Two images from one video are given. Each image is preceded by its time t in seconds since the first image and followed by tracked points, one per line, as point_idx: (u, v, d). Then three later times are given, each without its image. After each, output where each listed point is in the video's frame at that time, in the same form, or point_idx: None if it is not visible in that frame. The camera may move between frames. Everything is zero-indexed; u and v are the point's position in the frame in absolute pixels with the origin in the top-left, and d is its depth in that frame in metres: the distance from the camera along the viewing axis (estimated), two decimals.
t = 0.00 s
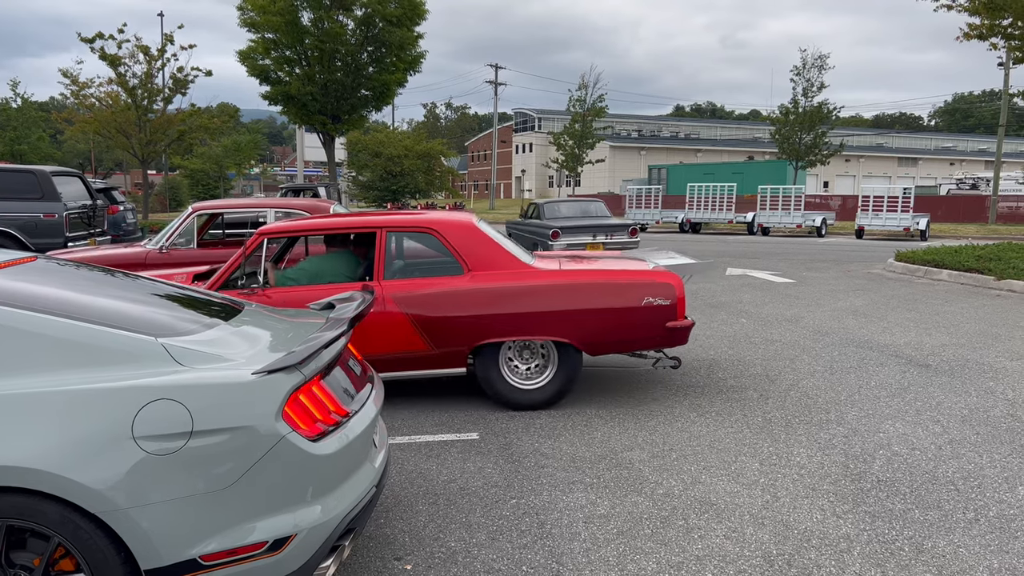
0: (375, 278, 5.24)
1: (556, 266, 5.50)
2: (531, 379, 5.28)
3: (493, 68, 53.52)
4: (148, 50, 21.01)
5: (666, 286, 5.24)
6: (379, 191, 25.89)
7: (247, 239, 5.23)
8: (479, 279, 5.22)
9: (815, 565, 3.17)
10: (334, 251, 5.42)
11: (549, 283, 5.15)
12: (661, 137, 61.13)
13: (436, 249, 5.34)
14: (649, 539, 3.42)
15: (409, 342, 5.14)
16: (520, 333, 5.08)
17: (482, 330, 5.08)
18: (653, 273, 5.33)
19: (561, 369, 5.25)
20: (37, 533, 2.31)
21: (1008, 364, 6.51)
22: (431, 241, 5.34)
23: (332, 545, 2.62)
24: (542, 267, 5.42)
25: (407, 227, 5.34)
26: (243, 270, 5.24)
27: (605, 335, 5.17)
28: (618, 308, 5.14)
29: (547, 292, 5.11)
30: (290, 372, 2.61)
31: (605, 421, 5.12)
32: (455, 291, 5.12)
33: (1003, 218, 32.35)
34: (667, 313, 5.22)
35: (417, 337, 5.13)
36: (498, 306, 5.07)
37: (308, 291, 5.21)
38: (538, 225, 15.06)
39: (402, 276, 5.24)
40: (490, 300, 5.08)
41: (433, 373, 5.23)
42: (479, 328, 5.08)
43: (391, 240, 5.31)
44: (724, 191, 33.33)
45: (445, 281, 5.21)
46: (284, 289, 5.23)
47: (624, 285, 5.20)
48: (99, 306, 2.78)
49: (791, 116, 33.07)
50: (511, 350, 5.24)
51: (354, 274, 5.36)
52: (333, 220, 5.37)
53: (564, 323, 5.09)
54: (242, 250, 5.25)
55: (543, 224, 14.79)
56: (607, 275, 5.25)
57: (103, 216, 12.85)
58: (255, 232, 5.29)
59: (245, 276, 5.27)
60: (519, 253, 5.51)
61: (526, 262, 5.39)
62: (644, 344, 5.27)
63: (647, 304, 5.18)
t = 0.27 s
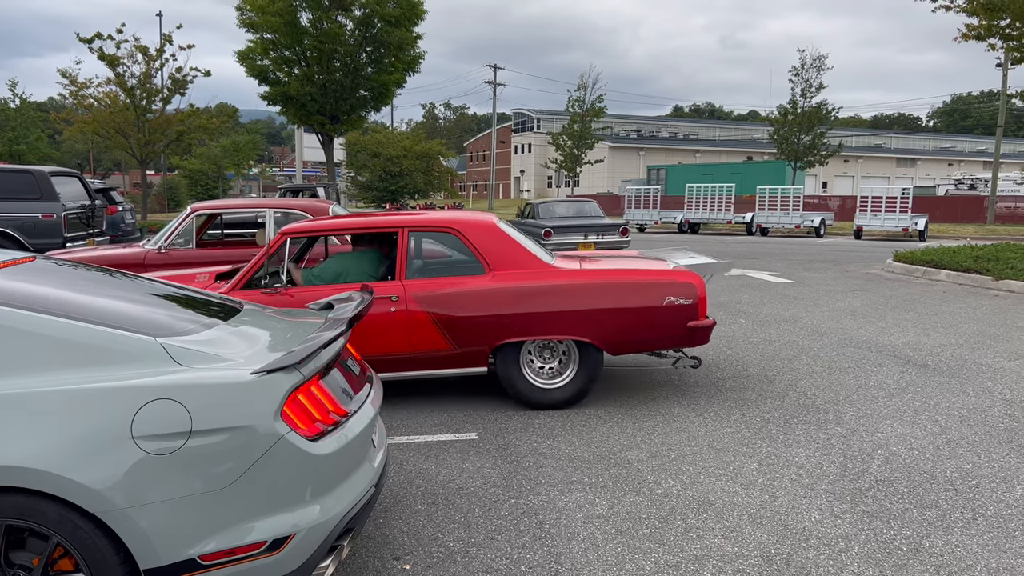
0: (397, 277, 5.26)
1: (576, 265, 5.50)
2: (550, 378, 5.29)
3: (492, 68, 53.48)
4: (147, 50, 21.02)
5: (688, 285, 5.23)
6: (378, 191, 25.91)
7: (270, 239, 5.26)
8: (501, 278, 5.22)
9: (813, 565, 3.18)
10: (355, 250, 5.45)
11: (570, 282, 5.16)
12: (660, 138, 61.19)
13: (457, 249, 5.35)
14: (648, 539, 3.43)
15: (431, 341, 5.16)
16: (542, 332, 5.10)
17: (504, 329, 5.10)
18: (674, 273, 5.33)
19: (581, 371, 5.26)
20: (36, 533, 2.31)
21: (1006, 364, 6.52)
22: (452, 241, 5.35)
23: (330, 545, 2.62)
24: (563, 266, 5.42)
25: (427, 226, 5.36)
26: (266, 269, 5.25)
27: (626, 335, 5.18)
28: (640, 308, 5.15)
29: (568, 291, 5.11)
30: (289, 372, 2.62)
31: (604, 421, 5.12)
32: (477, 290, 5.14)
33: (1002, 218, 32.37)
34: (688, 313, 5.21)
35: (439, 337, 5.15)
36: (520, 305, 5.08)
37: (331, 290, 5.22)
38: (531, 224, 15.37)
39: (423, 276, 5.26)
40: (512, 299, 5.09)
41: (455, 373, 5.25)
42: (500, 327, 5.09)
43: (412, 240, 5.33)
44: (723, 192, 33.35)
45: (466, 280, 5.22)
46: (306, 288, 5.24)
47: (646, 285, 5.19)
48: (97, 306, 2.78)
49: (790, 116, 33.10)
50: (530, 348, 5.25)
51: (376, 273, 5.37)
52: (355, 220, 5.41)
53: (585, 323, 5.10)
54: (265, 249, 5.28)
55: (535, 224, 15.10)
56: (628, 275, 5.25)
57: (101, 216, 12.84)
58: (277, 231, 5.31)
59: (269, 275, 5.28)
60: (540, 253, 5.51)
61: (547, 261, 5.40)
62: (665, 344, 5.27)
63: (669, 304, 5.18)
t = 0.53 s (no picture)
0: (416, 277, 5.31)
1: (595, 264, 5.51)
2: (567, 378, 5.32)
3: (489, 68, 53.44)
4: (144, 50, 20.99)
5: (708, 285, 5.23)
6: (375, 191, 25.92)
7: (291, 238, 5.28)
8: (520, 277, 5.26)
9: (808, 564, 3.19)
10: (373, 250, 5.52)
11: (589, 282, 5.18)
12: (657, 138, 61.24)
13: (476, 248, 5.40)
14: (644, 539, 3.43)
15: (451, 340, 5.21)
16: (560, 331, 5.13)
17: (523, 329, 5.14)
18: (694, 272, 5.33)
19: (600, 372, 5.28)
20: (32, 534, 2.31)
21: (1002, 364, 6.54)
22: (472, 241, 5.39)
23: (327, 545, 2.62)
24: (582, 265, 5.45)
25: (447, 226, 5.41)
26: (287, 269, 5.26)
27: (644, 335, 5.19)
28: (659, 307, 5.16)
29: (587, 291, 5.14)
30: (286, 371, 2.62)
31: (600, 421, 5.13)
32: (497, 289, 5.18)
33: (998, 218, 32.46)
34: (707, 312, 5.21)
35: (459, 336, 5.20)
36: (539, 304, 5.12)
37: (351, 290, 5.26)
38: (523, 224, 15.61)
39: (442, 275, 5.31)
40: (532, 299, 5.13)
41: (475, 372, 5.30)
42: (519, 327, 5.13)
43: (432, 239, 5.38)
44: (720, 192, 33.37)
45: (486, 280, 5.27)
46: (327, 287, 5.26)
47: (665, 284, 5.20)
48: (94, 306, 2.78)
49: (787, 117, 33.15)
50: (550, 346, 5.28)
51: (394, 272, 5.42)
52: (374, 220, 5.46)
53: (603, 322, 5.12)
54: (286, 248, 5.30)
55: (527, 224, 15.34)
56: (647, 274, 5.26)
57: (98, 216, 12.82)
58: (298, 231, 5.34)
59: (289, 274, 5.27)
60: (559, 252, 5.54)
61: (566, 260, 5.42)
62: (684, 344, 5.27)
63: (688, 303, 5.19)
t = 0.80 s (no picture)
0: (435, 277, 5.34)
1: (613, 264, 5.54)
2: (583, 378, 5.32)
3: (485, 68, 53.44)
4: (140, 50, 20.96)
5: (727, 284, 5.23)
6: (372, 191, 25.93)
7: (311, 237, 5.34)
8: (539, 277, 5.29)
9: (803, 563, 3.20)
10: (392, 249, 5.53)
11: (607, 281, 5.20)
12: (653, 138, 61.32)
13: (495, 248, 5.43)
14: (639, 538, 3.44)
15: (469, 339, 5.24)
16: (579, 330, 5.15)
17: (542, 328, 5.17)
18: (713, 272, 5.34)
19: (618, 374, 5.28)
20: (26, 533, 2.31)
21: (996, 364, 6.56)
22: (491, 240, 5.42)
23: (323, 545, 2.62)
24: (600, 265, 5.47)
25: (466, 225, 5.45)
26: (307, 267, 5.30)
27: (663, 333, 5.21)
28: (678, 306, 5.17)
29: (606, 290, 5.16)
30: (281, 372, 2.62)
31: (596, 420, 5.13)
32: (516, 289, 5.21)
33: (993, 219, 32.56)
34: (726, 312, 5.22)
35: (478, 335, 5.23)
36: (558, 303, 5.14)
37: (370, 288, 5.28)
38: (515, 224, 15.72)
39: (461, 275, 5.34)
40: (550, 298, 5.16)
41: (493, 371, 5.33)
42: (538, 325, 5.16)
43: (450, 238, 5.41)
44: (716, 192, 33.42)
45: (505, 279, 5.30)
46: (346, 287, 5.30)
47: (683, 283, 5.22)
48: (89, 305, 2.78)
49: (783, 117, 33.22)
50: (569, 344, 5.30)
51: (413, 272, 5.44)
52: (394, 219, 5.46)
53: (622, 321, 5.14)
54: (306, 247, 5.36)
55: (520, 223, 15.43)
56: (665, 274, 5.27)
57: (94, 216, 12.79)
58: (318, 230, 5.39)
59: (309, 273, 5.32)
60: (577, 252, 5.56)
61: (584, 260, 5.45)
62: (703, 343, 5.28)
63: (707, 302, 5.19)
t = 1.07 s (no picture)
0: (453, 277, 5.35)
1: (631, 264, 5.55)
2: (600, 378, 5.33)
3: (482, 68, 53.45)
4: (136, 50, 20.93)
5: (746, 285, 5.25)
6: (369, 192, 25.92)
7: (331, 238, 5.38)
8: (558, 277, 5.29)
9: (799, 563, 3.21)
10: (411, 250, 5.54)
11: (627, 281, 5.21)
12: (650, 138, 61.39)
13: (513, 248, 5.43)
14: (636, 538, 3.45)
15: (488, 339, 5.26)
16: (599, 330, 5.16)
17: (561, 328, 5.17)
18: (732, 272, 5.36)
19: (634, 379, 5.30)
20: (22, 535, 2.30)
21: (991, 364, 6.59)
22: (510, 240, 5.42)
23: (319, 546, 2.62)
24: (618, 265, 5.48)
25: (484, 225, 5.44)
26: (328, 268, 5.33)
27: (682, 334, 5.22)
28: (698, 307, 5.18)
29: (625, 291, 5.17)
30: (277, 372, 2.62)
31: (592, 421, 5.14)
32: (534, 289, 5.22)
33: (988, 220, 32.66)
34: (745, 312, 5.24)
35: (497, 336, 5.24)
36: (577, 303, 5.15)
37: (389, 288, 5.30)
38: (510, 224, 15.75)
39: (480, 275, 5.36)
40: (570, 298, 5.16)
41: (512, 371, 5.35)
42: (557, 326, 5.16)
43: (469, 239, 5.42)
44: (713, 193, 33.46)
45: (523, 279, 5.31)
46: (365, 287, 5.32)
47: (703, 284, 5.23)
48: (85, 306, 2.78)
49: (779, 118, 33.29)
50: (588, 345, 5.31)
51: (432, 272, 5.47)
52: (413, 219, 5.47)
53: (642, 322, 5.14)
54: (327, 248, 5.41)
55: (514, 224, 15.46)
56: (685, 274, 5.28)
57: (89, 216, 12.75)
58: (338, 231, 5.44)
59: (328, 273, 5.34)
60: (595, 252, 5.57)
61: (603, 260, 5.45)
62: (721, 344, 5.30)
63: (726, 303, 5.21)
